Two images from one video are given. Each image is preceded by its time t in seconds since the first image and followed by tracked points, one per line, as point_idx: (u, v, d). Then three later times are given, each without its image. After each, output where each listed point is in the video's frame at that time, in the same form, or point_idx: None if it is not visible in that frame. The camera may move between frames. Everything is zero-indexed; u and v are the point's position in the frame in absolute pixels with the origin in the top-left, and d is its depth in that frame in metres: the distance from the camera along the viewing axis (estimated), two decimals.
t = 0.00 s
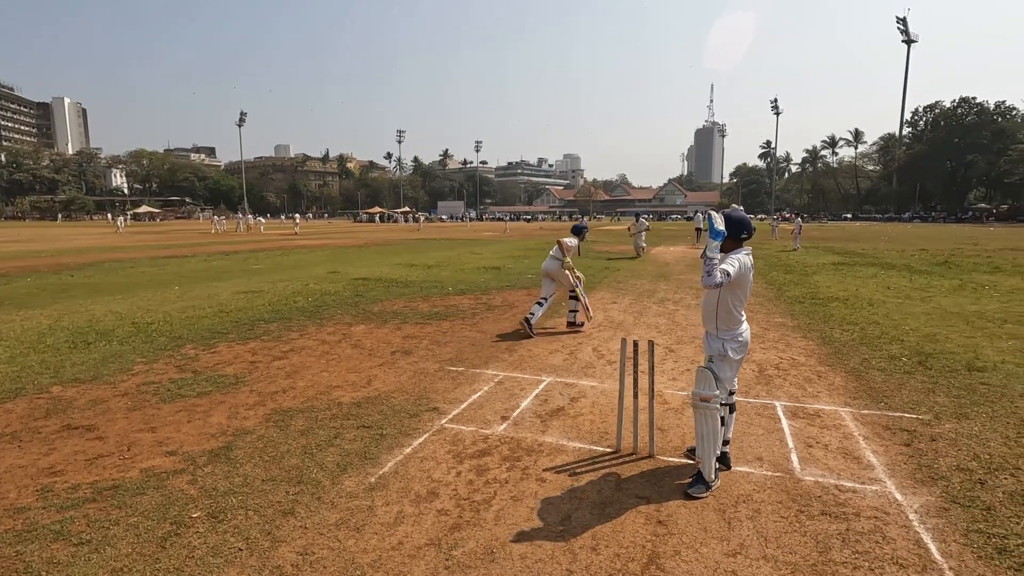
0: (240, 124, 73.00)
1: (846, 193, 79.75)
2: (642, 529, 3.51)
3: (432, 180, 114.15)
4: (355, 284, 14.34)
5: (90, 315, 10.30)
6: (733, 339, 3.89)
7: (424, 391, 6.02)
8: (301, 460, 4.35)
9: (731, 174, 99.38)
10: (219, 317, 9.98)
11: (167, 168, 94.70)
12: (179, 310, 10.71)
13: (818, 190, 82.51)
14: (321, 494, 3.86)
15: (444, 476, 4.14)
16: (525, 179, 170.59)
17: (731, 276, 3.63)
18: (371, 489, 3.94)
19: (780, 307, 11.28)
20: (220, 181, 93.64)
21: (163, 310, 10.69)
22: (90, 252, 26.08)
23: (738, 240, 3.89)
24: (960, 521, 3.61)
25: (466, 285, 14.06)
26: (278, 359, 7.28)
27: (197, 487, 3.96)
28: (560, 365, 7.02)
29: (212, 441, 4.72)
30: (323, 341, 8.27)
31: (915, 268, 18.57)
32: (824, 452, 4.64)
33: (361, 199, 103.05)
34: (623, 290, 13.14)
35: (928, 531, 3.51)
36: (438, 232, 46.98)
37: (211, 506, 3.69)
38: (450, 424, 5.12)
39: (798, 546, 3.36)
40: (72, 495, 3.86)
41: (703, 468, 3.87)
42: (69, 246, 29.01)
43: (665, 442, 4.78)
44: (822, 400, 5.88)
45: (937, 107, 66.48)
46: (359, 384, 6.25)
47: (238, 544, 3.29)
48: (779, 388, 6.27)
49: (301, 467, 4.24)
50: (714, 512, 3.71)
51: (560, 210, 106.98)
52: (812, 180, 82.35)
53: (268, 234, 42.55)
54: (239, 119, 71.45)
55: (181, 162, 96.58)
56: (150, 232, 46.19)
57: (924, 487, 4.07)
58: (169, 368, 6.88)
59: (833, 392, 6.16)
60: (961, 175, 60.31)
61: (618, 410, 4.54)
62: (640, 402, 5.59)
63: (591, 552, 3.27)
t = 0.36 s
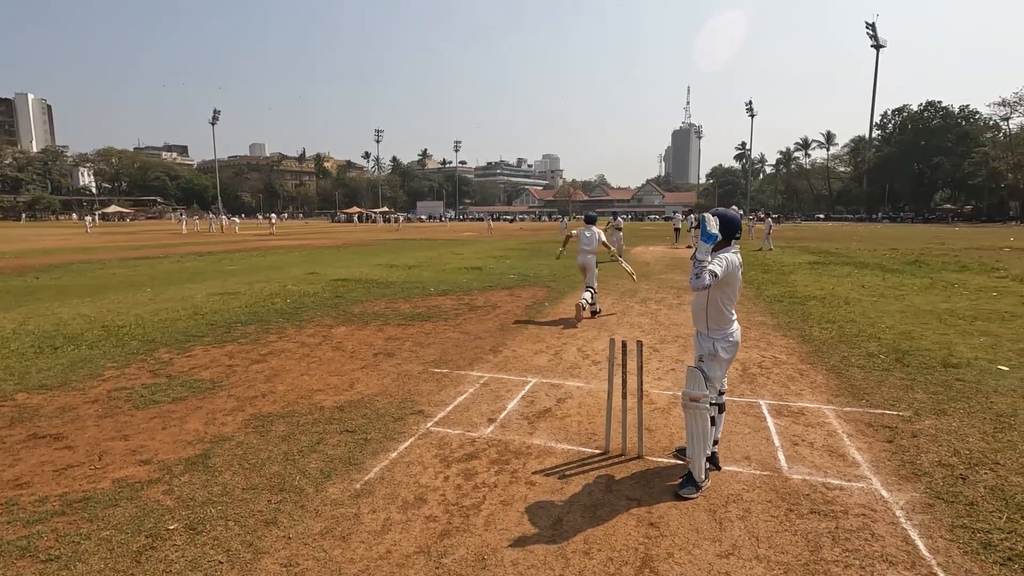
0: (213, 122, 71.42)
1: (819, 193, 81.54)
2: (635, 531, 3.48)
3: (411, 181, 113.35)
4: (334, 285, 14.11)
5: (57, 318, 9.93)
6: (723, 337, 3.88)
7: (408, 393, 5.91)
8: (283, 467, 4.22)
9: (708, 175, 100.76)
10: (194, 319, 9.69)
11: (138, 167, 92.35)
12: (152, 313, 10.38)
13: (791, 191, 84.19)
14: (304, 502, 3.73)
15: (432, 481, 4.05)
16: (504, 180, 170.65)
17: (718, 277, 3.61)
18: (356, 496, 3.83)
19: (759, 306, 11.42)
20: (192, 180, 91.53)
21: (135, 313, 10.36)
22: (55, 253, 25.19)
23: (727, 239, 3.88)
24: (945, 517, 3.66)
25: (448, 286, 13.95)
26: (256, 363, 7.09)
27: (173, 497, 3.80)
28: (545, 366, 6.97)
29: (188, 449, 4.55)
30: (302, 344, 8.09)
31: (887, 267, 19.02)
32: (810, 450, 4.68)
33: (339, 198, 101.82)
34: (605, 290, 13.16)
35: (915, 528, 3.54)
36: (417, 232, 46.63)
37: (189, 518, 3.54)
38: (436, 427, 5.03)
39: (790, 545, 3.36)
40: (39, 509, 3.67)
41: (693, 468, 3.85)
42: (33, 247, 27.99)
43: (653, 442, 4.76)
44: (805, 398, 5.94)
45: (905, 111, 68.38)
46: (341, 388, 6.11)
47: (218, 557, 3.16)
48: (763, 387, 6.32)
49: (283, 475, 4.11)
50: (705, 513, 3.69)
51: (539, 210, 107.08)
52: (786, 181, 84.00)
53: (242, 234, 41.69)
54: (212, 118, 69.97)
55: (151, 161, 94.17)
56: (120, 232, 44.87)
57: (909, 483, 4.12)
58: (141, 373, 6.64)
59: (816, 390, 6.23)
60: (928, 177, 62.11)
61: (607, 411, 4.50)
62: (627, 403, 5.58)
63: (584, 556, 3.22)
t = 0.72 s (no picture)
0: (188, 119, 69.89)
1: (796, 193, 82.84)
2: (629, 538, 3.41)
3: (391, 179, 112.26)
4: (315, 286, 13.85)
5: (25, 321, 9.56)
6: (720, 340, 3.89)
7: (394, 397, 5.78)
8: (264, 477, 4.06)
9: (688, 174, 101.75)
10: (169, 322, 9.40)
11: (110, 165, 89.98)
12: (125, 315, 10.05)
13: (770, 190, 85.40)
14: (288, 513, 3.59)
15: (420, 488, 3.94)
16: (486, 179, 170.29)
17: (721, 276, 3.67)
18: (342, 506, 3.70)
19: (743, 305, 11.48)
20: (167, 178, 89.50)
21: (107, 315, 10.02)
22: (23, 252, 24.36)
23: (722, 238, 3.93)
24: (936, 517, 3.66)
25: (431, 286, 13.78)
26: (235, 367, 6.88)
27: (148, 511, 3.63)
28: (532, 367, 6.88)
29: (164, 459, 4.37)
30: (283, 346, 7.88)
31: (865, 265, 19.36)
32: (800, 450, 4.67)
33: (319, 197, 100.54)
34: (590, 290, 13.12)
35: (908, 529, 3.54)
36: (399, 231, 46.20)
37: (165, 533, 3.38)
38: (423, 432, 4.91)
39: (785, 549, 3.32)
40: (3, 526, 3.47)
41: (701, 470, 3.89)
42: None
43: (644, 445, 4.71)
44: (793, 398, 5.94)
45: (879, 112, 69.84)
46: (324, 392, 5.94)
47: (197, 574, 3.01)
48: (751, 386, 6.32)
49: (265, 485, 3.95)
50: (699, 517, 3.64)
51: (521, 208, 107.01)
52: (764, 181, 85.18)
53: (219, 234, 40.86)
54: (187, 114, 68.50)
55: (124, 158, 91.87)
56: (91, 232, 43.65)
57: (899, 483, 4.12)
58: (114, 379, 6.39)
59: (802, 389, 6.25)
60: (901, 177, 63.54)
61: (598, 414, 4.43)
62: (617, 405, 5.52)
63: (579, 565, 3.15)
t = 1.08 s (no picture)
0: (171, 118, 68.80)
1: (780, 192, 83.88)
2: (635, 534, 3.44)
3: (378, 179, 111.78)
4: (305, 286, 13.73)
5: (9, 324, 9.36)
6: (720, 338, 3.93)
7: (392, 397, 5.76)
8: (266, 479, 4.03)
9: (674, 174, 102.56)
10: (159, 323, 9.27)
11: (90, 164, 88.34)
12: (112, 317, 9.89)
13: (754, 190, 86.38)
14: (292, 515, 3.57)
15: (424, 488, 3.93)
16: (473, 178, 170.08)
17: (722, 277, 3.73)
18: (346, 507, 3.69)
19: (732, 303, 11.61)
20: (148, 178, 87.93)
21: (94, 317, 9.85)
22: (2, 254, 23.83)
23: (725, 236, 3.97)
24: (932, 509, 3.74)
25: (423, 286, 13.75)
26: (229, 368, 6.80)
27: (149, 514, 3.58)
28: (529, 366, 6.90)
29: (162, 462, 4.31)
30: (276, 347, 7.81)
31: (849, 263, 19.68)
32: (797, 446, 4.74)
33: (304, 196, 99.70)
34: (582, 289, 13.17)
35: (906, 521, 3.61)
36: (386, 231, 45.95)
37: (168, 536, 3.34)
38: (423, 432, 4.90)
39: (788, 543, 3.37)
40: None
41: (704, 468, 3.94)
42: None
43: (644, 442, 4.75)
44: (787, 394, 6.03)
45: (860, 113, 71.01)
46: (321, 393, 5.90)
47: None
48: (745, 383, 6.40)
49: (267, 487, 3.92)
50: (702, 513, 3.69)
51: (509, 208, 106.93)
52: (749, 180, 86.12)
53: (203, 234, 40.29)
54: (170, 113, 67.63)
55: (104, 157, 90.21)
56: (72, 232, 42.85)
57: (894, 477, 4.20)
58: (105, 381, 6.29)
59: (795, 385, 6.34)
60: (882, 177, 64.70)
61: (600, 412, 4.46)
62: (615, 403, 5.56)
63: (587, 562, 3.17)
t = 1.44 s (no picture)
0: (157, 116, 67.99)
1: (768, 192, 84.69)
2: (641, 526, 3.50)
3: (367, 179, 111.31)
4: (299, 285, 13.67)
5: None
6: (719, 334, 4.01)
7: (393, 395, 5.78)
8: (272, 476, 4.04)
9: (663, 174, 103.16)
10: (152, 323, 9.19)
11: (73, 162, 87.01)
12: (104, 316, 9.79)
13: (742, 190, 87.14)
14: (300, 511, 3.59)
15: (430, 484, 3.97)
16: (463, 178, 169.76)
17: (710, 272, 3.89)
18: (354, 502, 3.71)
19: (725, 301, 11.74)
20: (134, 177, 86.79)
21: (86, 317, 9.74)
22: None
23: (729, 234, 4.07)
24: (928, 499, 3.84)
25: (417, 285, 13.74)
26: (227, 367, 6.78)
27: (156, 512, 3.58)
28: (528, 364, 6.95)
29: (166, 460, 4.30)
30: (274, 346, 7.79)
31: (838, 262, 19.97)
32: (795, 439, 4.83)
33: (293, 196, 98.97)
34: (575, 287, 13.26)
35: (903, 511, 3.71)
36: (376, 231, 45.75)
37: (178, 533, 3.35)
38: (427, 429, 4.93)
39: (790, 532, 3.45)
40: (4, 531, 3.38)
41: (705, 461, 4.02)
42: None
43: (645, 437, 4.81)
44: (782, 390, 6.14)
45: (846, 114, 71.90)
46: (322, 391, 5.91)
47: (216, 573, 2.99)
48: (741, 379, 6.50)
49: (274, 484, 3.93)
50: (705, 505, 3.76)
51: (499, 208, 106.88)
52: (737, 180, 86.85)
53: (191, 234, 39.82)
54: (156, 111, 66.89)
55: (88, 156, 88.89)
56: (56, 232, 42.17)
57: (890, 468, 4.31)
58: (102, 381, 6.24)
59: (790, 381, 6.46)
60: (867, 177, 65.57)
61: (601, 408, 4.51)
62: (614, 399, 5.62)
63: (595, 553, 3.22)
